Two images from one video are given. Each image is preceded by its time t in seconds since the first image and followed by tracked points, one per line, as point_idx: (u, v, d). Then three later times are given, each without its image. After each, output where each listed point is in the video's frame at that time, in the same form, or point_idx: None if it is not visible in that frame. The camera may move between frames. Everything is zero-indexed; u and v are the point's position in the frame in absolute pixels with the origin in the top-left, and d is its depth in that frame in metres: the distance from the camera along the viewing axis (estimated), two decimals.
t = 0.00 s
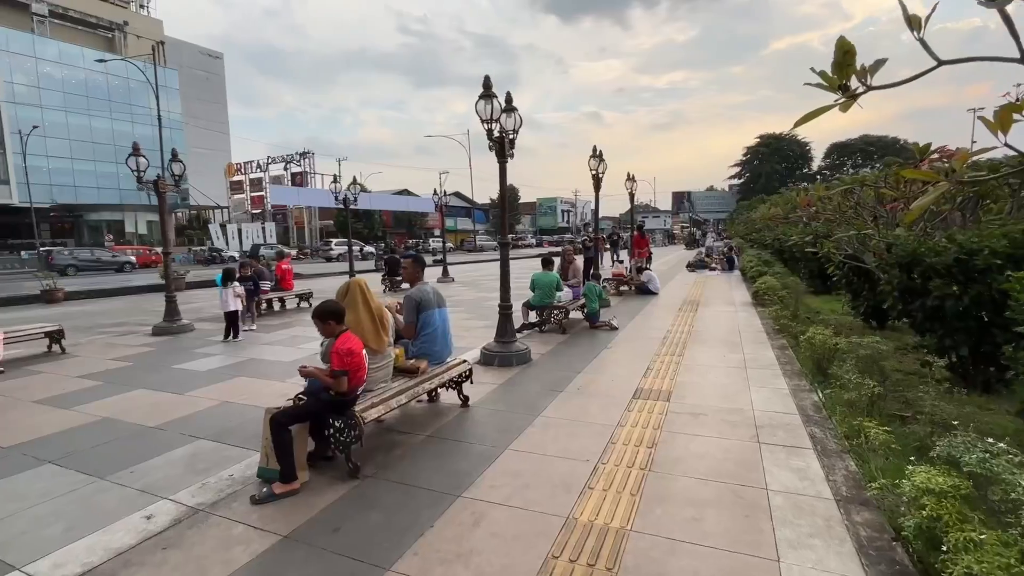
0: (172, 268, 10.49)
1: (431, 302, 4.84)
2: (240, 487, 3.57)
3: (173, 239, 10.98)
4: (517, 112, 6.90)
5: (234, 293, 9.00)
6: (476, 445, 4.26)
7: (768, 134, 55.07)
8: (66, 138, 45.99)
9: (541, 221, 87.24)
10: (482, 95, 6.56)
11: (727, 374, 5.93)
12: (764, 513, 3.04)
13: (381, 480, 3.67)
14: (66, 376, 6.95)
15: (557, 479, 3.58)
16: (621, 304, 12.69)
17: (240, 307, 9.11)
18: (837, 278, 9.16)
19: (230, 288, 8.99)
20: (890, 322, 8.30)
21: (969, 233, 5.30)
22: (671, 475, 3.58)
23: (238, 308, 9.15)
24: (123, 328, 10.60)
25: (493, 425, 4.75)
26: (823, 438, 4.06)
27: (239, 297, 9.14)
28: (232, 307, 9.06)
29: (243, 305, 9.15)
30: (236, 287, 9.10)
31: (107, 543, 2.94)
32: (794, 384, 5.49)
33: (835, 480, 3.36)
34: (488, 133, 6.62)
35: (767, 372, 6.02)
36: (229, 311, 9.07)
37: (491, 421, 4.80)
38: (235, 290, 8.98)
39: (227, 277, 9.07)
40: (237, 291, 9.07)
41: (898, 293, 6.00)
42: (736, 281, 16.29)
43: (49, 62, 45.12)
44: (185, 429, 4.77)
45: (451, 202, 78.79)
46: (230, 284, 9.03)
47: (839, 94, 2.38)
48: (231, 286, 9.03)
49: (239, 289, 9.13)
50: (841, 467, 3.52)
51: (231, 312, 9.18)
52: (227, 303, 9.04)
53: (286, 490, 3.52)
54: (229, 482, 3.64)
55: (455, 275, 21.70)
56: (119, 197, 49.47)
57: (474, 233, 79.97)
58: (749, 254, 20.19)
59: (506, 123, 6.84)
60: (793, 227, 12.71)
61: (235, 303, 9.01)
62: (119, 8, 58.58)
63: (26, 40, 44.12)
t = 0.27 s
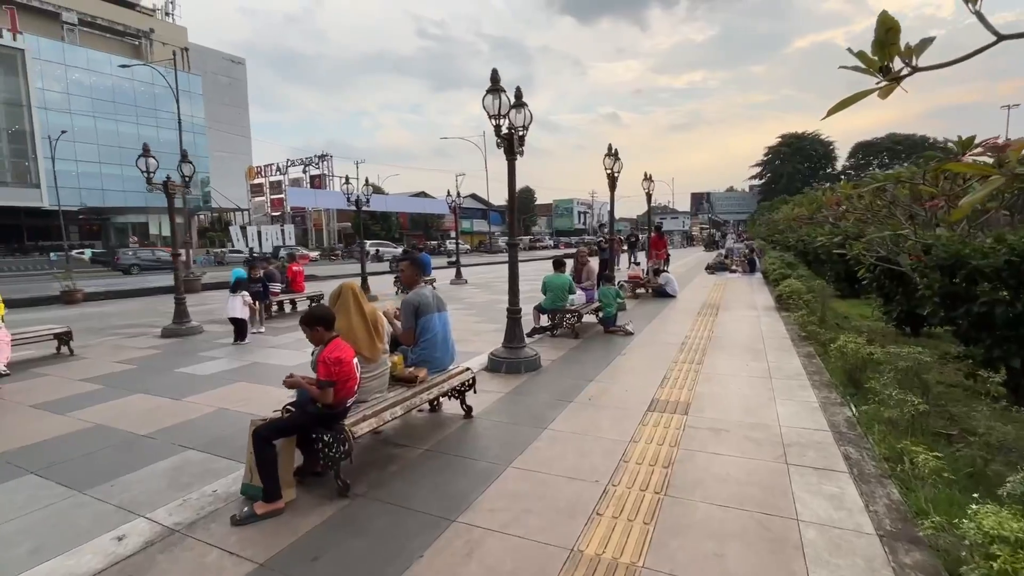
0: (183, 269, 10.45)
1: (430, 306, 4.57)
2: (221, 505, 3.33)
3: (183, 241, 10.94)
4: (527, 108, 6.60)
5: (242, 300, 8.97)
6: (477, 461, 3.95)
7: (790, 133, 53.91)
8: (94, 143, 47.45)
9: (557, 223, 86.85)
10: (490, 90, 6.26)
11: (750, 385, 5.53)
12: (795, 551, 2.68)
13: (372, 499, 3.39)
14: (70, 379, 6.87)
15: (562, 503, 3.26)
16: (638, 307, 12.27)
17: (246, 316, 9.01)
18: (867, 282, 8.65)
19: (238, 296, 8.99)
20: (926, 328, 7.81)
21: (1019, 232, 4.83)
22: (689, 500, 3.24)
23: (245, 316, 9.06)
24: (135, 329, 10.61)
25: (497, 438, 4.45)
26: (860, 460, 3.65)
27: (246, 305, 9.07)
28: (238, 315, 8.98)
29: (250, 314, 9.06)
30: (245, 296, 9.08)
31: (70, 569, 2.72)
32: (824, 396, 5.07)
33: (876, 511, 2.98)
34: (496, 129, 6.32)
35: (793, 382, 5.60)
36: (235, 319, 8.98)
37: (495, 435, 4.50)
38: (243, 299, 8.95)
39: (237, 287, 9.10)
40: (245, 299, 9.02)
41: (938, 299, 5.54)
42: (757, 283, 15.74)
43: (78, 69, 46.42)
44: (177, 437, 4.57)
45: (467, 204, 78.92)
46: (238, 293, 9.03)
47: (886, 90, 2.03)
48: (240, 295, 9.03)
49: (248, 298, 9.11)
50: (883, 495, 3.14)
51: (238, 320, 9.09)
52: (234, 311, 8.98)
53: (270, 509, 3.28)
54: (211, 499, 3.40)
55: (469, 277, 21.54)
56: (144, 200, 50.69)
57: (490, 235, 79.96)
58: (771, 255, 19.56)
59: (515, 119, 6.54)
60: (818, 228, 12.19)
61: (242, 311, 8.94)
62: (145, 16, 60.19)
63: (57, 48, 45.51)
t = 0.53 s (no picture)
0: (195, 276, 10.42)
1: (430, 319, 4.33)
2: (202, 533, 3.12)
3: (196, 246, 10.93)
4: (538, 110, 6.33)
5: (253, 321, 8.82)
6: (477, 488, 3.67)
7: (814, 136, 52.65)
8: (123, 150, 48.95)
9: (575, 227, 86.38)
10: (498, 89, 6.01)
11: (776, 405, 5.13)
12: None
13: (362, 531, 3.14)
14: (76, 387, 6.81)
15: (567, 543, 2.95)
16: (656, 316, 11.85)
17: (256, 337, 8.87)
18: (900, 291, 8.16)
19: (250, 317, 8.84)
20: (968, 341, 7.30)
21: None
22: (709, 541, 2.91)
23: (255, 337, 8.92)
24: (148, 335, 10.62)
25: (501, 461, 4.16)
26: (905, 494, 3.26)
27: (258, 326, 8.94)
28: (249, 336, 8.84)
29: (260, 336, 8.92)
30: (257, 317, 8.94)
31: None
32: (859, 417, 4.65)
33: (928, 565, 2.60)
34: (504, 131, 6.06)
35: (823, 401, 5.18)
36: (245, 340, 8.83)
37: (499, 457, 4.21)
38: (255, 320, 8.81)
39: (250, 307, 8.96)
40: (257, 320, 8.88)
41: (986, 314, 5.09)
42: (781, 290, 15.14)
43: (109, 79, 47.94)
44: (168, 452, 4.38)
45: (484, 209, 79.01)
46: (250, 314, 8.89)
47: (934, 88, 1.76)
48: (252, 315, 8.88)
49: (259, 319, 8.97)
50: (933, 541, 2.77)
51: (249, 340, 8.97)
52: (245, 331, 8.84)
53: (251, 540, 3.04)
54: (190, 526, 3.19)
55: (484, 282, 21.31)
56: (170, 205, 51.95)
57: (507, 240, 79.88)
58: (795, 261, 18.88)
59: (526, 121, 6.29)
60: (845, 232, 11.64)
61: (253, 332, 8.80)
62: (173, 27, 61.96)
63: (90, 60, 47.14)
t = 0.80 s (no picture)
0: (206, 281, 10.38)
1: (431, 328, 4.06)
2: (177, 560, 2.89)
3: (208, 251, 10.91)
4: (549, 108, 6.07)
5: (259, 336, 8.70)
6: (477, 514, 3.37)
7: (838, 139, 51.38)
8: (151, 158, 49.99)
9: (592, 233, 85.80)
10: (507, 88, 5.76)
11: (805, 425, 4.73)
12: None
13: (347, 562, 2.87)
14: (80, 393, 6.74)
15: None
16: (674, 324, 11.42)
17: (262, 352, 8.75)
18: (938, 299, 7.65)
19: (256, 332, 8.72)
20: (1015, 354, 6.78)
21: None
22: None
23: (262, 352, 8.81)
24: (160, 340, 10.61)
25: (505, 482, 3.86)
26: (961, 534, 2.86)
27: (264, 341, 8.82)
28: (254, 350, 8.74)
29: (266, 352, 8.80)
30: (263, 332, 8.82)
31: None
32: (898, 439, 4.23)
33: None
34: (514, 131, 5.80)
35: (858, 420, 4.76)
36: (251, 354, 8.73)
37: (503, 478, 3.91)
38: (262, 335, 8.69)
39: (258, 321, 8.84)
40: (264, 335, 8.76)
41: None
42: (805, 298, 14.56)
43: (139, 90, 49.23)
44: (157, 466, 4.19)
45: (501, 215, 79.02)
46: (257, 328, 8.77)
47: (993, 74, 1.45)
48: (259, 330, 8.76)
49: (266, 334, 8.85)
50: None
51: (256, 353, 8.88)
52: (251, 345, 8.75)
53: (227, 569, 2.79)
54: (165, 552, 2.96)
55: (498, 288, 21.06)
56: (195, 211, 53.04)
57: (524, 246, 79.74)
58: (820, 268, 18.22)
59: (536, 120, 6.04)
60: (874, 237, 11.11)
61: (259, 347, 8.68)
62: (199, 39, 63.60)
63: (121, 71, 48.47)
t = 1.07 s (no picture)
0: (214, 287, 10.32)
1: (427, 341, 3.81)
2: None
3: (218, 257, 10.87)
4: (559, 110, 5.81)
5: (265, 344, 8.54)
6: (472, 547, 3.09)
7: (861, 143, 50.19)
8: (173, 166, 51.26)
9: (608, 238, 85.19)
10: (512, 89, 5.53)
11: (833, 448, 4.37)
12: None
13: None
14: (81, 401, 6.65)
15: None
16: (689, 334, 11.02)
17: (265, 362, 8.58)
18: (975, 309, 7.17)
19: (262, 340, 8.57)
20: None
21: None
22: None
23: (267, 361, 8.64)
24: (169, 345, 10.58)
25: (504, 509, 3.58)
26: None
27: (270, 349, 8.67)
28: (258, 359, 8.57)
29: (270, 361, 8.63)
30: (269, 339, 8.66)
31: None
32: (937, 468, 3.86)
33: None
34: (520, 133, 5.55)
35: (891, 444, 4.38)
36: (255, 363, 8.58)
37: (504, 504, 3.63)
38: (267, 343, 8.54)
39: (265, 329, 8.71)
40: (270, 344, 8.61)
41: None
42: (828, 306, 14.02)
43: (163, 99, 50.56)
44: (142, 484, 4.01)
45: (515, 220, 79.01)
46: (263, 336, 8.63)
47: None
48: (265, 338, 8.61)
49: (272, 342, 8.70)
50: None
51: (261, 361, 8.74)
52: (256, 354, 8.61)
53: None
54: None
55: (511, 294, 20.82)
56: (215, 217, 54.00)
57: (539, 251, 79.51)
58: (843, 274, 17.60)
59: (543, 123, 5.79)
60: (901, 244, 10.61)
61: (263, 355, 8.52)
62: (222, 48, 64.99)
63: (146, 81, 49.84)
